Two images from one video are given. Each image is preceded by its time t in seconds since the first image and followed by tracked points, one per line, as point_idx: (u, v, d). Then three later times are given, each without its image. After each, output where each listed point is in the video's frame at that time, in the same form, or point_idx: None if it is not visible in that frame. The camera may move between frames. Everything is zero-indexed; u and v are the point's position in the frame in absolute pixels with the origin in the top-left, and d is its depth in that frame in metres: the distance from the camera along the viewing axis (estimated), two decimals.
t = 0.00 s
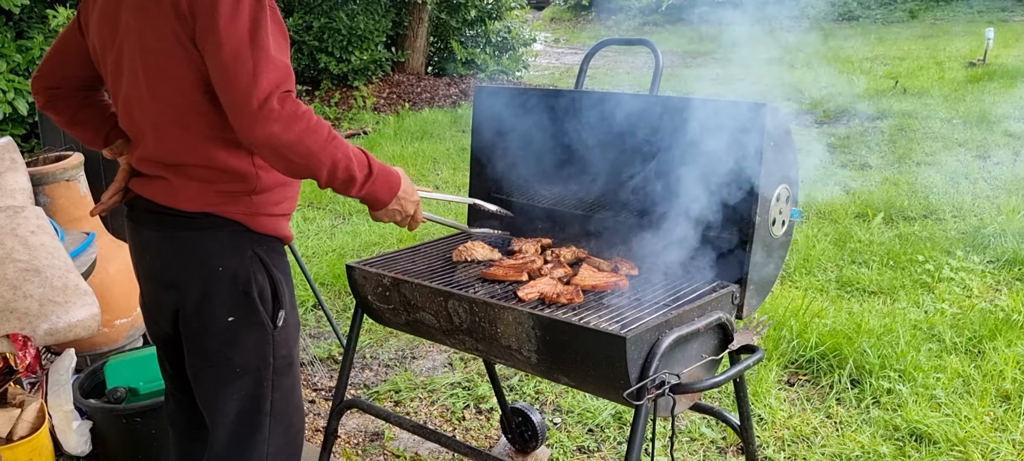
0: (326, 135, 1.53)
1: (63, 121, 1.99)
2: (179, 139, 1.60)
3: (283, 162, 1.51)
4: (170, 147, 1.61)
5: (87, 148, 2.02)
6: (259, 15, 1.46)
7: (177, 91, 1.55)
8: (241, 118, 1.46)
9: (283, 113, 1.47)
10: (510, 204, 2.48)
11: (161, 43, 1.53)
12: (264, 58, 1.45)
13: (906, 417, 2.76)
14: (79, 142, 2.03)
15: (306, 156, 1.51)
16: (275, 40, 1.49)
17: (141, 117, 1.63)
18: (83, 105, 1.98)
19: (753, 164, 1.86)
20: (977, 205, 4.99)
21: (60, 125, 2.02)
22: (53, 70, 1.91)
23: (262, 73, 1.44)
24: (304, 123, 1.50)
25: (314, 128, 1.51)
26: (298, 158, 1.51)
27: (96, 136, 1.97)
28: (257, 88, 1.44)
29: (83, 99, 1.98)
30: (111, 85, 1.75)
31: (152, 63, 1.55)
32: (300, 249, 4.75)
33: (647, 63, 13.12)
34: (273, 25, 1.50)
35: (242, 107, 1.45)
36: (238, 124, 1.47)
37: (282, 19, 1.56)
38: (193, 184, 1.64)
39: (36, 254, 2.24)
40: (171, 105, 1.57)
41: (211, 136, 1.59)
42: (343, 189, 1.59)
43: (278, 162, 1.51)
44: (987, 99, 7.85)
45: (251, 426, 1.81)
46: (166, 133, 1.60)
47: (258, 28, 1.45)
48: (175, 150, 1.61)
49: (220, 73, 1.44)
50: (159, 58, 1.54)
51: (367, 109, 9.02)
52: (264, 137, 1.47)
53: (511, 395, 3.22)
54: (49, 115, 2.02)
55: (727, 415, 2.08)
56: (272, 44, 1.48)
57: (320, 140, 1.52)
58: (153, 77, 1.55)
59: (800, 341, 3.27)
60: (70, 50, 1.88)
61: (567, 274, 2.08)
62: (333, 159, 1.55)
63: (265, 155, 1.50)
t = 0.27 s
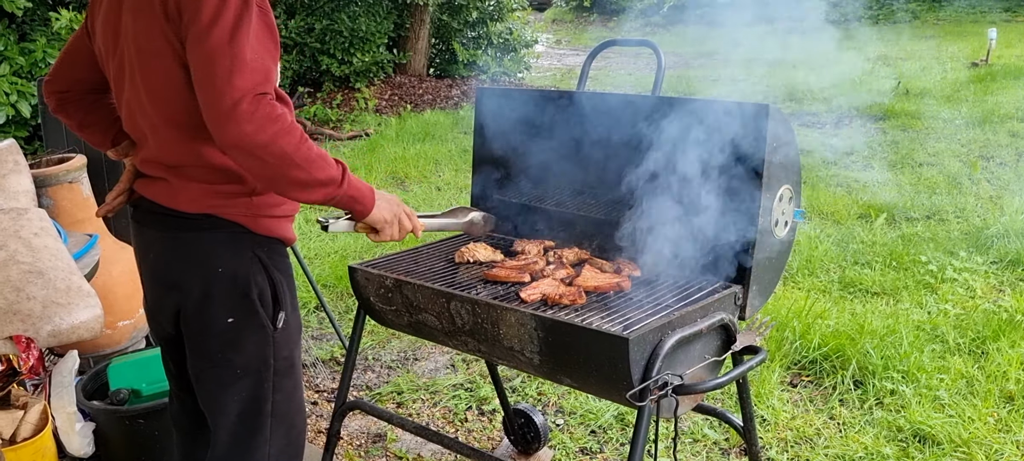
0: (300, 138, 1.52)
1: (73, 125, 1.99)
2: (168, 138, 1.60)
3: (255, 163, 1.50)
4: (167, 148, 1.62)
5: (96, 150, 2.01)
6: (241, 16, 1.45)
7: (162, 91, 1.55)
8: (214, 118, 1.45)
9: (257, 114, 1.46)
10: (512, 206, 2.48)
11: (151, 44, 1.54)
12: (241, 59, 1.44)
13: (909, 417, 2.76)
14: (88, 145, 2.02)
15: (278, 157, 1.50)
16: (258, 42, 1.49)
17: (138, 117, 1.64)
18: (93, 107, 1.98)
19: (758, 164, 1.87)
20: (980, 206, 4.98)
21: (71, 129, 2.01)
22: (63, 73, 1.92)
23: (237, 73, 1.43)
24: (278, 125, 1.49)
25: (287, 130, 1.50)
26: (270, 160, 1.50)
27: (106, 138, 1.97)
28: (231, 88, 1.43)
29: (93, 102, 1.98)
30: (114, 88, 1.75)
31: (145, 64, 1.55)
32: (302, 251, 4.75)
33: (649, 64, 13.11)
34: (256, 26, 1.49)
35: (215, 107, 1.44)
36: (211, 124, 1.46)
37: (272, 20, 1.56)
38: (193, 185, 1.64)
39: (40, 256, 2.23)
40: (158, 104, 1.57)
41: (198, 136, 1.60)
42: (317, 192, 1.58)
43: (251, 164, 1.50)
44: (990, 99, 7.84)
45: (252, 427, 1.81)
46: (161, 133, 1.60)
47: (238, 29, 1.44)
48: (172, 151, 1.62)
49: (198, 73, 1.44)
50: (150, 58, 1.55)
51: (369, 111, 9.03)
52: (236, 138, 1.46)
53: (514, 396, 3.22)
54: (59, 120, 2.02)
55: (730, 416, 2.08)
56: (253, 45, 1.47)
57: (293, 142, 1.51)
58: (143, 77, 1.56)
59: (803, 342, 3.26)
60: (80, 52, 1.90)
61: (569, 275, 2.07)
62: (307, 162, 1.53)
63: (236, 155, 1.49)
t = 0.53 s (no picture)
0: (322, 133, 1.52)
1: (78, 126, 1.98)
2: (178, 142, 1.59)
3: (280, 160, 1.49)
4: (173, 150, 1.61)
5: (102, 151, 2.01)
6: (254, 14, 1.46)
7: (175, 94, 1.55)
8: (239, 116, 1.45)
9: (279, 109, 1.46)
10: (514, 207, 2.48)
11: (158, 47, 1.54)
12: (258, 56, 1.45)
13: (912, 419, 2.75)
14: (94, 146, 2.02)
15: (304, 153, 1.49)
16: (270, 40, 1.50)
17: (141, 122, 1.64)
18: (97, 109, 1.97)
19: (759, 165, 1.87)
20: (983, 207, 4.97)
21: (76, 129, 2.01)
22: (68, 74, 1.93)
23: (258, 70, 1.44)
24: (301, 120, 1.49)
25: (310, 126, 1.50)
26: (295, 156, 1.49)
27: (109, 139, 1.97)
28: (253, 84, 1.43)
29: (96, 103, 1.98)
30: (116, 91, 1.75)
31: (152, 66, 1.55)
32: (305, 252, 4.75)
33: (651, 65, 13.10)
34: (267, 26, 1.50)
35: (240, 105, 1.44)
36: (236, 122, 1.46)
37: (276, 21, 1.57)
38: (197, 188, 1.63)
39: (42, 258, 2.23)
40: (168, 108, 1.57)
41: (211, 138, 1.59)
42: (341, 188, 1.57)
43: (277, 160, 1.48)
44: (993, 100, 7.83)
45: (251, 429, 1.81)
46: (169, 136, 1.59)
47: (253, 27, 1.45)
48: (179, 153, 1.61)
49: (217, 72, 1.44)
50: (157, 61, 1.54)
51: (371, 112, 9.03)
52: (263, 134, 1.45)
53: (517, 398, 3.21)
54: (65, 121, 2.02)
55: (734, 417, 2.08)
56: (267, 44, 1.48)
57: (317, 138, 1.51)
58: (151, 81, 1.56)
59: (806, 344, 3.26)
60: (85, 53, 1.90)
61: (572, 276, 2.07)
62: (331, 157, 1.53)
63: (261, 152, 1.48)
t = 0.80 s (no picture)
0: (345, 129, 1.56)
1: (73, 129, 1.99)
2: (188, 144, 1.59)
3: (306, 155, 1.51)
4: (181, 152, 1.60)
5: (97, 153, 2.02)
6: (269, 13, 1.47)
7: (189, 95, 1.55)
8: (265, 114, 1.46)
9: (304, 106, 1.49)
10: (518, 208, 2.48)
11: (168, 48, 1.53)
12: (278, 54, 1.46)
13: (917, 421, 2.75)
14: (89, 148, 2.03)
15: (329, 148, 1.52)
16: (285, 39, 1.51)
17: (147, 123, 1.63)
18: (94, 110, 1.99)
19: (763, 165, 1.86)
20: (986, 208, 4.96)
21: (72, 132, 2.02)
22: (62, 78, 1.92)
23: (280, 69, 1.46)
24: (324, 117, 1.51)
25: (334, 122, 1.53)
26: (321, 151, 1.51)
27: (107, 142, 1.98)
28: (278, 82, 1.45)
29: (93, 105, 1.99)
30: (116, 94, 1.75)
31: (160, 68, 1.55)
32: (307, 254, 4.75)
33: (653, 66, 13.10)
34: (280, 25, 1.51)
35: (266, 103, 1.45)
36: (261, 121, 1.47)
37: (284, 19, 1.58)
38: (203, 189, 1.63)
39: (45, 260, 2.23)
40: (180, 109, 1.56)
41: (223, 138, 1.60)
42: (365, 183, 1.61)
43: (304, 158, 1.51)
44: (995, 101, 7.82)
45: (256, 431, 1.81)
46: (178, 138, 1.59)
47: (270, 26, 1.46)
48: (188, 155, 1.60)
49: (238, 72, 1.44)
50: (166, 62, 1.54)
51: (374, 114, 9.03)
52: (290, 131, 1.48)
53: (520, 399, 3.21)
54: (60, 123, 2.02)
55: (738, 419, 2.07)
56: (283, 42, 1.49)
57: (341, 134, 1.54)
58: (161, 83, 1.55)
59: (810, 345, 3.25)
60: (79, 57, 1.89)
61: (576, 278, 2.07)
62: (354, 152, 1.56)
63: (287, 148, 1.49)
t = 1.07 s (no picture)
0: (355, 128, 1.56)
1: (73, 129, 1.99)
2: (194, 144, 1.59)
3: (317, 155, 1.51)
4: (186, 152, 1.60)
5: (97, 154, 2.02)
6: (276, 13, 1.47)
7: (196, 95, 1.55)
8: (275, 114, 1.46)
9: (315, 106, 1.49)
10: (521, 208, 2.47)
11: (173, 49, 1.53)
12: (286, 54, 1.46)
13: (920, 421, 2.74)
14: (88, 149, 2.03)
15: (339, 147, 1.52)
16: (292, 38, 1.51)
17: (151, 124, 1.63)
18: (94, 111, 1.98)
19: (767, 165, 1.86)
20: (989, 209, 4.95)
21: (72, 133, 2.02)
22: (62, 79, 1.92)
23: (289, 68, 1.46)
24: (335, 116, 1.52)
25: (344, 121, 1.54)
26: (332, 150, 1.52)
27: (107, 142, 1.97)
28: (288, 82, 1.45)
29: (93, 106, 1.98)
30: (118, 95, 1.74)
31: (165, 68, 1.54)
32: (310, 254, 4.74)
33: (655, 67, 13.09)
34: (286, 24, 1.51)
35: (277, 103, 1.45)
36: (272, 122, 1.47)
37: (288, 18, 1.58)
38: (208, 189, 1.63)
39: (48, 259, 2.23)
40: (186, 110, 1.56)
41: (230, 139, 1.60)
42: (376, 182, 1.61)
43: (315, 157, 1.51)
44: (998, 102, 7.81)
45: (261, 430, 1.80)
46: (184, 139, 1.59)
47: (278, 26, 1.46)
48: (194, 156, 1.60)
49: (246, 72, 1.44)
50: (170, 63, 1.54)
51: (375, 114, 9.04)
52: (301, 131, 1.48)
53: (522, 399, 3.21)
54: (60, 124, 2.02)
55: (741, 419, 2.07)
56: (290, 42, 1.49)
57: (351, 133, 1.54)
58: (166, 83, 1.55)
59: (812, 346, 3.24)
60: (80, 58, 1.90)
61: (579, 278, 2.07)
62: (365, 151, 1.57)
63: (298, 148, 1.50)
